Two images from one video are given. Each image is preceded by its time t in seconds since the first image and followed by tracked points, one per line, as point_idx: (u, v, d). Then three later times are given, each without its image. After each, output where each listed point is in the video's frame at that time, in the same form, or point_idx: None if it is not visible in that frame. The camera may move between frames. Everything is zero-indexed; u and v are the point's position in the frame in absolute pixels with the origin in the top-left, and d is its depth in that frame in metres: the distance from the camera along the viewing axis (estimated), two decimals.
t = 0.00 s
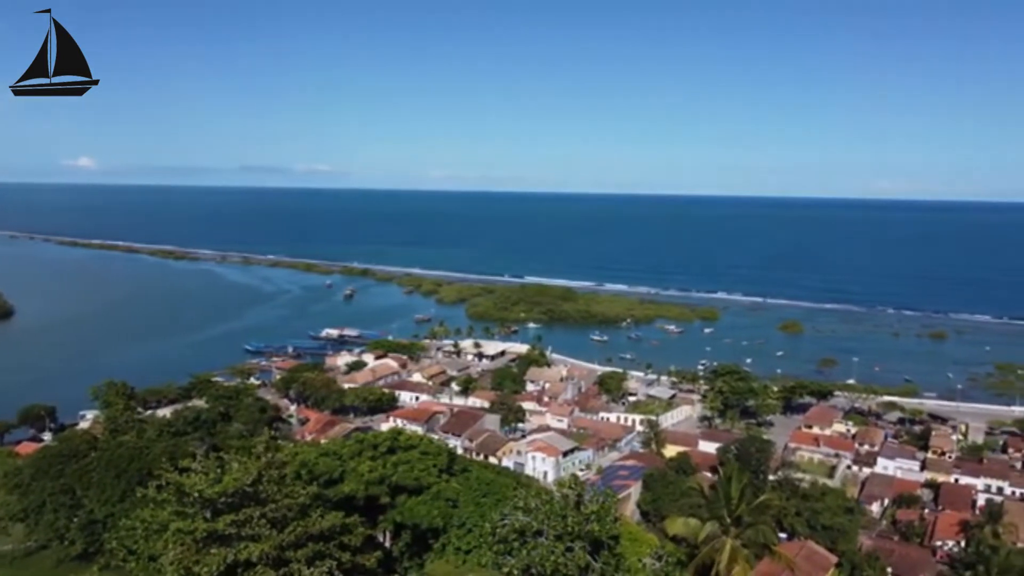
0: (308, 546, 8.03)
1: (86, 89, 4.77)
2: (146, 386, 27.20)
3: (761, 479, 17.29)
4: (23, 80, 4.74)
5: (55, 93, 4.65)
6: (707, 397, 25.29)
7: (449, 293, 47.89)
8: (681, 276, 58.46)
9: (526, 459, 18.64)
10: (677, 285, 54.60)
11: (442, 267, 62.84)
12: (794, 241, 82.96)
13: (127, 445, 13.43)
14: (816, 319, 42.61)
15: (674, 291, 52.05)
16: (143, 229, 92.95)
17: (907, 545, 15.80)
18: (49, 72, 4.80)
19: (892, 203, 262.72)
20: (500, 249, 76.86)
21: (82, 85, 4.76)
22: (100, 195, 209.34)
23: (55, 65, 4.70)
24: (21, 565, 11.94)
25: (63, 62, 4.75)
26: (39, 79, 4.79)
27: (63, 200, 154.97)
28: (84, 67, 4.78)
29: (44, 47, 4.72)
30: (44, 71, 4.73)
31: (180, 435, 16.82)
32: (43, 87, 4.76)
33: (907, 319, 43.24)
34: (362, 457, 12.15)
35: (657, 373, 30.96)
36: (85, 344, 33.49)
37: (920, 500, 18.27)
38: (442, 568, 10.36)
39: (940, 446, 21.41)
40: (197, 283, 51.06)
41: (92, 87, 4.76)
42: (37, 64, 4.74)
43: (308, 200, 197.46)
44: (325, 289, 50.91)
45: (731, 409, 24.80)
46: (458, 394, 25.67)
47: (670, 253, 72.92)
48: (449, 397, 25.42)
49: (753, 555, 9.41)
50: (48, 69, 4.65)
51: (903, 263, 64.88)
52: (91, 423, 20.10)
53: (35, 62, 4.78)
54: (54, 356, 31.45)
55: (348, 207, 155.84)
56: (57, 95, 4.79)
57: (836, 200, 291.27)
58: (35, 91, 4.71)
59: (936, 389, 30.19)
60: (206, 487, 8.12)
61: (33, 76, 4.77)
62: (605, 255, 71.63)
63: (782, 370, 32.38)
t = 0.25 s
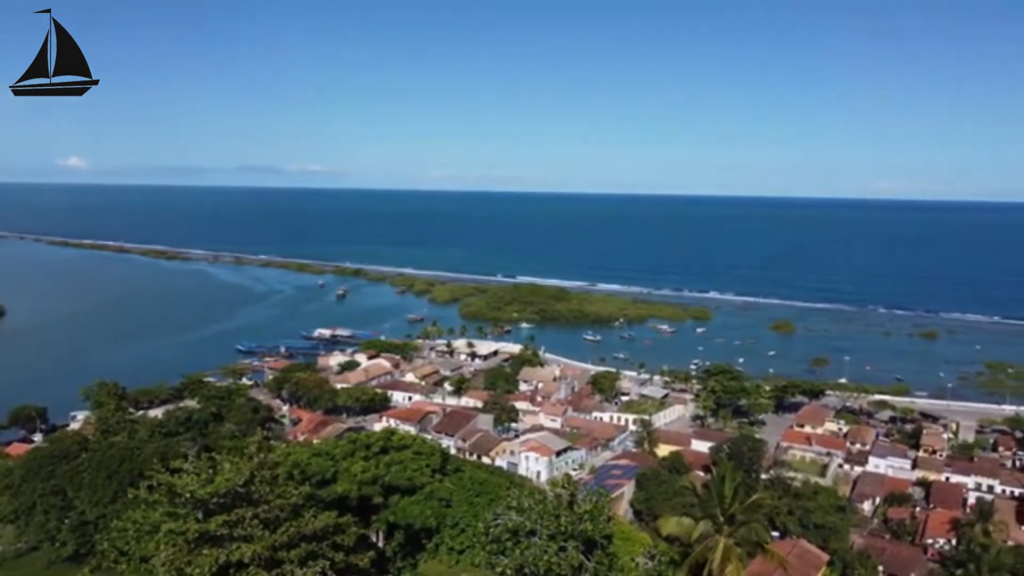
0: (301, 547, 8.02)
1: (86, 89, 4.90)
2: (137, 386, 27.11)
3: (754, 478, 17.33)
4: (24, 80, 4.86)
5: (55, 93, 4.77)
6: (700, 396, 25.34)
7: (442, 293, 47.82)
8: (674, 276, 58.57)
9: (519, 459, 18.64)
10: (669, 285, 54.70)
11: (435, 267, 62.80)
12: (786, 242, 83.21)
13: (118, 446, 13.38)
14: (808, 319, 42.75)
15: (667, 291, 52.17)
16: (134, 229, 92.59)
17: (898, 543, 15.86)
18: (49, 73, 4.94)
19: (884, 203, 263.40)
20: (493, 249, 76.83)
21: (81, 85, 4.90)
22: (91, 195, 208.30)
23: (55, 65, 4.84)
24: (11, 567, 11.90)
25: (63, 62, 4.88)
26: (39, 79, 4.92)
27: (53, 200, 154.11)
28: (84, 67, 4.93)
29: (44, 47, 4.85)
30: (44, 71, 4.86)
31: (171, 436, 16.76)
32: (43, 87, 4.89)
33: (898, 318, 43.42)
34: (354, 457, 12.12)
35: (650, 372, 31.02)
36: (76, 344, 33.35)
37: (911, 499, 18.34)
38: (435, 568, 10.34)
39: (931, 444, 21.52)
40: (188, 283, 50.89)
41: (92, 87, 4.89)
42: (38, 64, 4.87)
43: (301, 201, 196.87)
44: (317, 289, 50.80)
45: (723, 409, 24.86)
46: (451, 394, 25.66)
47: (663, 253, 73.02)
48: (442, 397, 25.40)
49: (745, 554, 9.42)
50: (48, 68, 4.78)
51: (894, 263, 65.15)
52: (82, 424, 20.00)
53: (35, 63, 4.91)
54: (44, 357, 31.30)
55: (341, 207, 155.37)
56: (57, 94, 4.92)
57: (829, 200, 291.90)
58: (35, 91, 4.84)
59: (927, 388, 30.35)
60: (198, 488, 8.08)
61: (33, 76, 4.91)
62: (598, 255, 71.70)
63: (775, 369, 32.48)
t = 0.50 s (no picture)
0: (292, 547, 8.00)
1: (86, 89, 4.99)
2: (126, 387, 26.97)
3: (745, 477, 17.39)
4: (24, 79, 4.95)
5: (56, 93, 4.87)
6: (690, 396, 25.41)
7: (433, 293, 47.77)
8: (664, 275, 58.69)
9: (510, 459, 18.64)
10: (660, 284, 54.85)
11: (426, 266, 62.74)
12: (776, 241, 83.57)
13: (107, 447, 13.32)
14: (797, 318, 42.95)
15: (657, 291, 52.30)
16: (123, 228, 92.07)
17: (888, 541, 15.95)
18: (49, 73, 5.04)
19: (873, 203, 264.63)
20: (484, 249, 76.80)
21: (81, 85, 5.00)
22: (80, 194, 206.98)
23: (56, 66, 4.93)
24: None
25: (63, 62, 4.97)
26: (39, 79, 5.02)
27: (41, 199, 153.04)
28: (83, 67, 5.02)
29: (44, 47, 4.95)
30: (44, 71, 4.96)
31: (161, 437, 16.68)
32: (43, 87, 4.99)
33: (887, 317, 43.66)
34: (345, 457, 12.10)
35: (641, 372, 31.08)
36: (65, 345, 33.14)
37: (900, 497, 18.46)
38: (426, 567, 10.34)
39: (919, 443, 21.67)
40: (178, 283, 50.69)
41: (92, 86, 4.99)
42: (38, 64, 4.97)
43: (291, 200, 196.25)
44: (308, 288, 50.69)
45: (713, 408, 24.93)
46: (442, 394, 25.64)
47: (653, 253, 73.17)
48: (433, 397, 25.38)
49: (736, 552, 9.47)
50: (49, 69, 4.87)
51: (883, 262, 65.46)
52: (70, 425, 19.90)
53: (35, 63, 5.00)
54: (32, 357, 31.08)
55: (333, 207, 154.91)
56: (56, 94, 5.01)
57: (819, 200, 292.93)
58: (35, 91, 4.93)
59: (915, 387, 30.55)
60: (188, 489, 8.05)
61: (33, 76, 5.00)
62: (589, 255, 71.77)
63: (765, 368, 32.60)
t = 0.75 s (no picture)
0: (281, 548, 7.98)
1: (85, 89, 5.09)
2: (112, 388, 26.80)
3: (732, 476, 17.48)
4: (24, 79, 5.06)
5: (56, 91, 4.98)
6: (679, 395, 25.50)
7: (422, 293, 47.70)
8: (653, 275, 58.86)
9: (499, 459, 18.64)
10: (648, 284, 55.00)
11: (415, 266, 62.70)
12: (764, 241, 83.90)
13: (94, 448, 13.24)
14: (785, 317, 43.18)
15: (646, 290, 52.47)
16: (110, 229, 91.52)
17: (875, 538, 16.05)
18: (49, 73, 5.15)
19: (861, 203, 265.90)
20: (473, 249, 76.77)
21: (81, 85, 5.11)
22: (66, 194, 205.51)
23: (56, 65, 5.03)
24: None
25: (62, 62, 5.08)
26: (39, 79, 5.12)
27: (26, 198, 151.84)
28: (82, 67, 5.12)
29: (44, 47, 5.04)
30: (44, 72, 5.07)
31: (148, 438, 16.60)
32: (43, 87, 5.10)
33: (873, 316, 43.95)
34: (334, 458, 12.06)
35: (630, 371, 31.17)
36: (50, 346, 32.90)
37: (887, 495, 18.59)
38: (415, 567, 10.31)
39: (905, 441, 21.82)
40: (165, 283, 50.44)
41: (91, 86, 5.10)
42: (38, 65, 5.08)
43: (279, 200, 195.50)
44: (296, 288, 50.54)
45: (702, 407, 25.00)
46: (431, 394, 25.62)
47: (642, 253, 73.36)
48: (422, 397, 25.34)
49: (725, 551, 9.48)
50: (48, 68, 4.97)
51: (869, 262, 65.84)
52: (56, 427, 19.77)
53: (35, 63, 5.11)
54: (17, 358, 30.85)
55: (322, 208, 154.33)
56: (56, 93, 5.12)
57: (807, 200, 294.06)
58: (35, 90, 5.05)
59: (901, 385, 30.77)
60: (175, 491, 8.01)
61: (33, 76, 5.10)
62: (578, 255, 71.88)
63: (753, 367, 32.75)
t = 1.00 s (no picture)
0: (270, 549, 7.95)
1: (86, 89, 5.01)
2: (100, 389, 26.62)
3: (722, 475, 17.54)
4: (24, 80, 4.98)
5: (56, 92, 4.89)
6: (669, 395, 25.56)
7: (412, 293, 47.63)
8: (643, 275, 58.95)
9: (489, 459, 18.64)
10: (639, 284, 55.08)
11: (405, 266, 62.57)
12: (753, 241, 84.20)
13: (82, 451, 13.15)
14: (774, 317, 43.34)
15: (637, 290, 52.52)
16: (97, 228, 90.92)
17: (864, 537, 16.14)
18: (49, 73, 5.05)
19: (849, 203, 267.33)
20: (464, 249, 76.71)
21: (82, 85, 5.02)
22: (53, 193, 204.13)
23: (56, 65, 4.94)
24: None
25: (63, 62, 4.99)
26: (38, 79, 5.03)
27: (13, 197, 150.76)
28: (84, 67, 5.03)
29: (44, 47, 4.95)
30: (44, 71, 4.98)
31: (136, 440, 16.49)
32: (43, 87, 5.01)
33: (862, 316, 44.17)
34: (324, 459, 12.03)
35: (620, 371, 31.22)
36: (37, 346, 32.65)
37: (875, 494, 18.71)
38: (406, 568, 10.30)
39: (894, 440, 21.95)
40: (153, 283, 50.13)
41: (92, 86, 5.01)
42: (38, 64, 4.98)
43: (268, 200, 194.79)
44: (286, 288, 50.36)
45: (692, 407, 25.06)
46: (421, 394, 25.58)
47: (632, 253, 73.44)
48: (413, 397, 25.31)
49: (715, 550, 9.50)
50: (49, 68, 4.88)
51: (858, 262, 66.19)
52: (43, 428, 19.63)
53: (35, 62, 5.02)
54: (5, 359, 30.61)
55: (311, 207, 153.58)
56: (56, 94, 5.03)
57: (796, 200, 295.19)
58: (35, 91, 4.96)
59: (890, 384, 30.97)
60: (164, 492, 7.97)
61: (33, 76, 5.01)
62: (568, 254, 71.94)
63: (742, 367, 32.85)
